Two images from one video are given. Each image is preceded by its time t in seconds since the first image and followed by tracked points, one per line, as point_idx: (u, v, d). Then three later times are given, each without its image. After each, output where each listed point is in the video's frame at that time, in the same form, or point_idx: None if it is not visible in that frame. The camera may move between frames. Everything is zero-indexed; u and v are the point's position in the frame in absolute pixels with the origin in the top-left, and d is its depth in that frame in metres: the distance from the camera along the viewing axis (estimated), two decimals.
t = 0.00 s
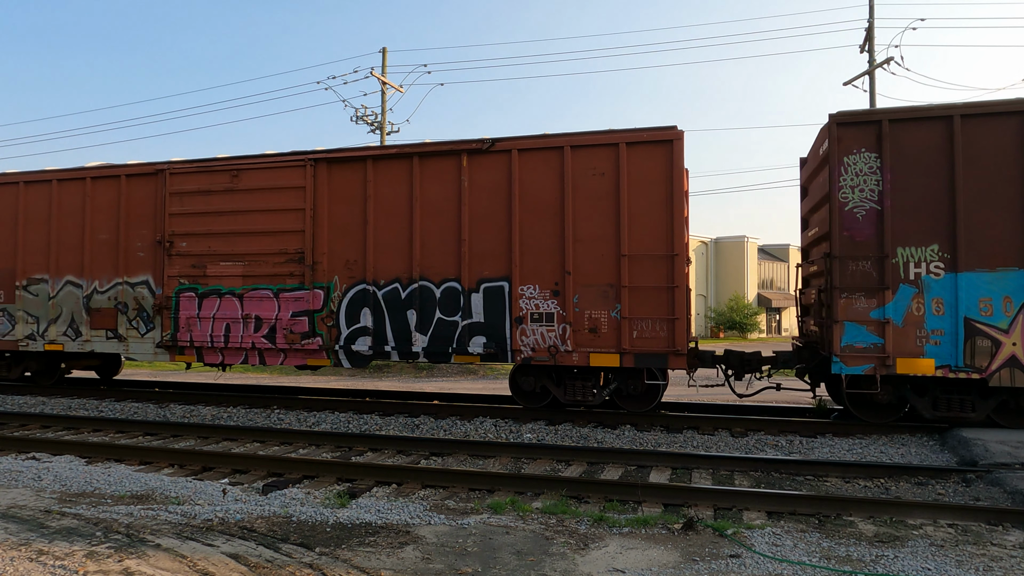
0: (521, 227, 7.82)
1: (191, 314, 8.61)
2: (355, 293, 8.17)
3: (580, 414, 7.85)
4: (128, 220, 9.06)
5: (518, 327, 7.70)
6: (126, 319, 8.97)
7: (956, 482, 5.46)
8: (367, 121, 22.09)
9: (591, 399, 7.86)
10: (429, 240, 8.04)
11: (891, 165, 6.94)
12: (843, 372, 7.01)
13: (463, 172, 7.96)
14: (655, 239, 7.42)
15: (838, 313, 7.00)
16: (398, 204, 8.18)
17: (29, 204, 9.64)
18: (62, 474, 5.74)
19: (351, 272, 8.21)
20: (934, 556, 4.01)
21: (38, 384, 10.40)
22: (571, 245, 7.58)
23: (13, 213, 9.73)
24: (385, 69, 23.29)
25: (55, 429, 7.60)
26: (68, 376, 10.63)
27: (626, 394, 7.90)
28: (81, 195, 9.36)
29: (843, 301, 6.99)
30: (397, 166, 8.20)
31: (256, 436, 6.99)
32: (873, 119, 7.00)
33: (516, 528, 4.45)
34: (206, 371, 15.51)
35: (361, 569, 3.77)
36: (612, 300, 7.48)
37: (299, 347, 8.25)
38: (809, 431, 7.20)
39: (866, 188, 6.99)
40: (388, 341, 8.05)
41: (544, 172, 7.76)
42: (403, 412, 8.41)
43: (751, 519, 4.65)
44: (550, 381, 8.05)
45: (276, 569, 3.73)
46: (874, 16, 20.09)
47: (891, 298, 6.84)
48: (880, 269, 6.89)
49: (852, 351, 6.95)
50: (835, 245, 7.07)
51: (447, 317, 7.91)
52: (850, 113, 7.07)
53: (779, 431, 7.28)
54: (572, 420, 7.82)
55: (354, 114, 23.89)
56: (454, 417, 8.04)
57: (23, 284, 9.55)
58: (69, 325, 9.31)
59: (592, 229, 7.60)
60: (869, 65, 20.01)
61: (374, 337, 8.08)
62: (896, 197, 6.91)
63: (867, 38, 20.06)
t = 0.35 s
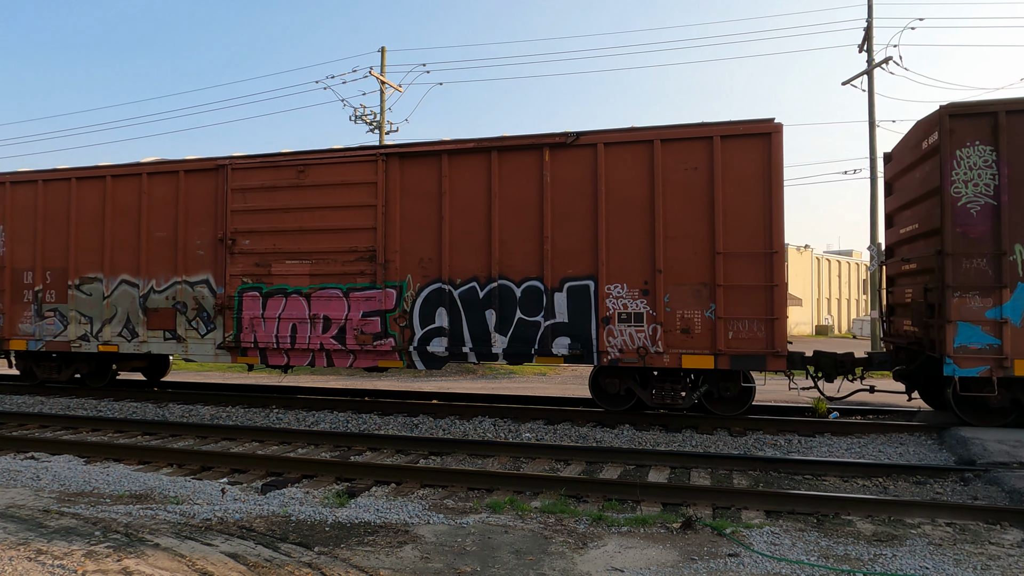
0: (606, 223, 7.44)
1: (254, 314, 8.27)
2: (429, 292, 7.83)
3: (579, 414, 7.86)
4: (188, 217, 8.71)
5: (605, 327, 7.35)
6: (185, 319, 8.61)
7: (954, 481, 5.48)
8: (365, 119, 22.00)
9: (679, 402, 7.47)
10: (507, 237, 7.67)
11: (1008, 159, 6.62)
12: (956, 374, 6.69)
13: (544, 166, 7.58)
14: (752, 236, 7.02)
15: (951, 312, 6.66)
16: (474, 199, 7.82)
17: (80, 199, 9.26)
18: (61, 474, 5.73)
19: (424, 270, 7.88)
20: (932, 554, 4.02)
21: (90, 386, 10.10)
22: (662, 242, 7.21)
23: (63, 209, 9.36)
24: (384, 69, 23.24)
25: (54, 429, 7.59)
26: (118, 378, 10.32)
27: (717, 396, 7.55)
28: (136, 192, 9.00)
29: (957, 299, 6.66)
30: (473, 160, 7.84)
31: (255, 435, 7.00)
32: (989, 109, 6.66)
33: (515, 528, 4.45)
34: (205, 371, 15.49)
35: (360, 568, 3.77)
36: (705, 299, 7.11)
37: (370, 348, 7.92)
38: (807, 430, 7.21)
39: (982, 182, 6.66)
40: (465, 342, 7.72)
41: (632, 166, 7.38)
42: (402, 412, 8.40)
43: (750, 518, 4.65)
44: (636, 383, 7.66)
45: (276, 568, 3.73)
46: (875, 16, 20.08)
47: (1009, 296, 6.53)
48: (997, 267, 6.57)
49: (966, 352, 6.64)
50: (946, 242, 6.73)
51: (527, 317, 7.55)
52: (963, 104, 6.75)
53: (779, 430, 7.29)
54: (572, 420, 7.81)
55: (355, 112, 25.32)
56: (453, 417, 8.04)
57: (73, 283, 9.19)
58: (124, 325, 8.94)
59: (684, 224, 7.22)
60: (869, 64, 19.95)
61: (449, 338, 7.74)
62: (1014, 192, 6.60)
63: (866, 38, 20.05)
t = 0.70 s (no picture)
0: (698, 219, 7.21)
1: (321, 314, 8.07)
2: (508, 292, 7.61)
3: (576, 413, 7.87)
4: (249, 214, 8.55)
5: (697, 327, 7.11)
6: (248, 320, 8.44)
7: (951, 480, 5.48)
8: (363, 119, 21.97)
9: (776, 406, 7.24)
10: (592, 233, 7.46)
11: None
12: None
13: (632, 161, 7.37)
14: (854, 232, 6.80)
15: None
16: (556, 195, 7.60)
17: (136, 197, 9.10)
18: (58, 473, 5.72)
19: (502, 268, 7.66)
20: (928, 553, 4.02)
21: (142, 389, 9.83)
22: (758, 239, 6.98)
23: (116, 207, 9.19)
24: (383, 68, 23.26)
25: (51, 429, 7.57)
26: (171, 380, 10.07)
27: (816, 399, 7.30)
28: (195, 188, 8.83)
29: None
30: (555, 154, 7.62)
31: (252, 434, 6.99)
32: None
33: (512, 527, 4.44)
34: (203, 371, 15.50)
35: (357, 568, 3.76)
36: (805, 298, 6.87)
37: (445, 349, 7.71)
38: (804, 428, 7.24)
39: None
40: (546, 343, 7.48)
41: (725, 160, 7.16)
42: (399, 412, 8.38)
43: (746, 517, 4.65)
44: (726, 386, 7.44)
45: (273, 568, 3.73)
46: (871, 15, 20.12)
47: None
48: None
49: None
50: None
51: (613, 318, 7.33)
52: None
53: (776, 428, 7.31)
54: (569, 420, 7.80)
55: (353, 112, 26.49)
56: (450, 417, 8.02)
57: (128, 282, 9.01)
58: (181, 325, 8.75)
59: (780, 220, 7.00)
60: (866, 64, 19.97)
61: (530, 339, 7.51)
62: None
63: (863, 37, 20.09)
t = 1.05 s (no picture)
0: (798, 215, 7.04)
1: (394, 314, 7.93)
2: (594, 292, 7.45)
3: (575, 413, 7.87)
4: (315, 211, 8.42)
5: (797, 328, 6.96)
6: (314, 320, 8.31)
7: (948, 479, 5.49)
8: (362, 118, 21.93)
9: (877, 409, 7.10)
10: (683, 230, 7.30)
11: None
12: None
13: (726, 155, 7.20)
14: (966, 229, 6.61)
15: None
16: (646, 191, 7.44)
17: (195, 195, 8.95)
18: (55, 474, 5.71)
19: (588, 267, 7.50)
20: (926, 553, 4.02)
21: (200, 391, 9.62)
22: (863, 236, 6.80)
23: (175, 205, 9.03)
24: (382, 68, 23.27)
25: (48, 429, 7.56)
26: (227, 381, 9.84)
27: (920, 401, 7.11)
28: (257, 184, 8.68)
29: None
30: (644, 148, 7.46)
31: (249, 434, 6.99)
32: None
33: (510, 527, 4.44)
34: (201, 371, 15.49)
35: (354, 568, 3.76)
36: (915, 297, 6.69)
37: (527, 350, 7.56)
38: (802, 428, 7.25)
39: None
40: (636, 344, 7.34)
41: (825, 155, 6.99)
42: (397, 412, 8.38)
43: (744, 517, 4.65)
44: (824, 387, 7.30)
45: (270, 568, 3.72)
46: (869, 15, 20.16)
47: None
48: None
49: None
50: None
51: (706, 318, 7.17)
52: None
53: (774, 429, 7.32)
54: (567, 419, 7.79)
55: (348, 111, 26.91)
56: (448, 417, 8.01)
57: (187, 281, 8.85)
58: (244, 326, 8.62)
59: (885, 216, 6.82)
60: (863, 63, 19.97)
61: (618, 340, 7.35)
62: None
63: (861, 36, 20.12)
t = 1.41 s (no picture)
0: (907, 211, 6.70)
1: (474, 315, 7.65)
2: (688, 292, 7.15)
3: (575, 413, 7.88)
4: (387, 207, 8.16)
5: (908, 330, 6.65)
6: (387, 321, 8.05)
7: (948, 479, 5.49)
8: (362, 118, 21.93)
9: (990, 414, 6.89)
10: (784, 227, 6.98)
11: None
12: None
13: (830, 149, 6.89)
14: None
15: None
16: (743, 186, 7.13)
17: (257, 191, 8.67)
18: (54, 473, 5.71)
19: (680, 266, 7.19)
20: (925, 553, 4.03)
21: (262, 393, 9.35)
22: (980, 232, 6.45)
23: (237, 202, 8.76)
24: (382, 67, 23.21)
25: (48, 429, 7.56)
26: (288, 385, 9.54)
27: None
28: (326, 180, 8.42)
29: None
30: (740, 143, 7.16)
31: (249, 434, 6.98)
32: None
33: (509, 527, 4.44)
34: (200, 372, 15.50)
35: (353, 568, 3.76)
36: None
37: (618, 352, 7.26)
38: (801, 428, 7.26)
39: None
40: (734, 346, 7.04)
41: (938, 148, 6.65)
42: (397, 412, 8.38)
43: (744, 517, 4.65)
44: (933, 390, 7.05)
45: (269, 568, 3.72)
46: (869, 15, 20.17)
47: None
48: None
49: None
50: None
51: (809, 319, 6.87)
52: None
53: (773, 429, 7.32)
54: (567, 419, 7.80)
55: (349, 113, 25.50)
56: (448, 417, 8.01)
57: (251, 281, 8.59)
58: (311, 328, 8.36)
59: (1003, 212, 6.47)
60: (863, 64, 20.03)
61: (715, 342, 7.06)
62: None
63: (861, 36, 20.13)
